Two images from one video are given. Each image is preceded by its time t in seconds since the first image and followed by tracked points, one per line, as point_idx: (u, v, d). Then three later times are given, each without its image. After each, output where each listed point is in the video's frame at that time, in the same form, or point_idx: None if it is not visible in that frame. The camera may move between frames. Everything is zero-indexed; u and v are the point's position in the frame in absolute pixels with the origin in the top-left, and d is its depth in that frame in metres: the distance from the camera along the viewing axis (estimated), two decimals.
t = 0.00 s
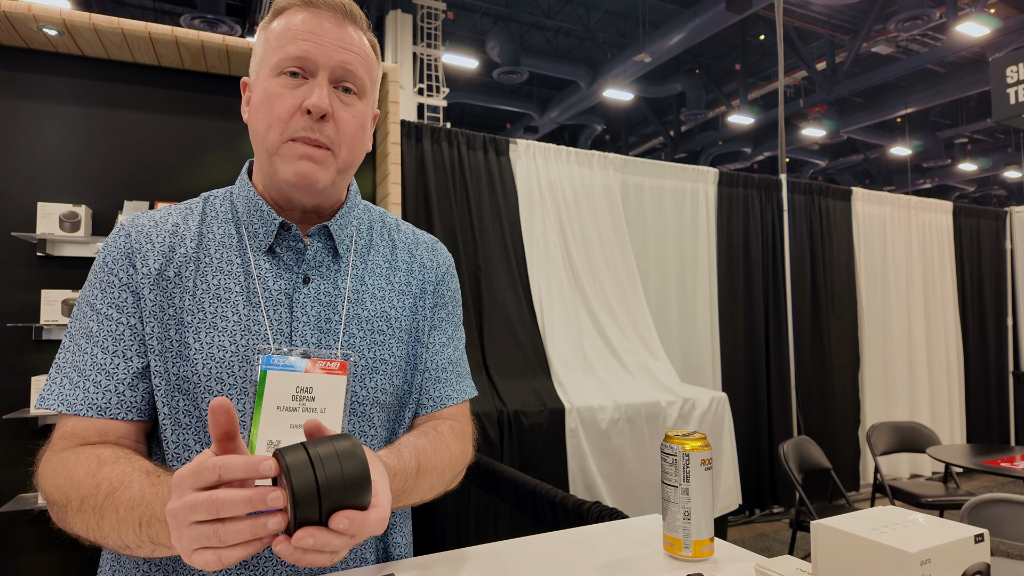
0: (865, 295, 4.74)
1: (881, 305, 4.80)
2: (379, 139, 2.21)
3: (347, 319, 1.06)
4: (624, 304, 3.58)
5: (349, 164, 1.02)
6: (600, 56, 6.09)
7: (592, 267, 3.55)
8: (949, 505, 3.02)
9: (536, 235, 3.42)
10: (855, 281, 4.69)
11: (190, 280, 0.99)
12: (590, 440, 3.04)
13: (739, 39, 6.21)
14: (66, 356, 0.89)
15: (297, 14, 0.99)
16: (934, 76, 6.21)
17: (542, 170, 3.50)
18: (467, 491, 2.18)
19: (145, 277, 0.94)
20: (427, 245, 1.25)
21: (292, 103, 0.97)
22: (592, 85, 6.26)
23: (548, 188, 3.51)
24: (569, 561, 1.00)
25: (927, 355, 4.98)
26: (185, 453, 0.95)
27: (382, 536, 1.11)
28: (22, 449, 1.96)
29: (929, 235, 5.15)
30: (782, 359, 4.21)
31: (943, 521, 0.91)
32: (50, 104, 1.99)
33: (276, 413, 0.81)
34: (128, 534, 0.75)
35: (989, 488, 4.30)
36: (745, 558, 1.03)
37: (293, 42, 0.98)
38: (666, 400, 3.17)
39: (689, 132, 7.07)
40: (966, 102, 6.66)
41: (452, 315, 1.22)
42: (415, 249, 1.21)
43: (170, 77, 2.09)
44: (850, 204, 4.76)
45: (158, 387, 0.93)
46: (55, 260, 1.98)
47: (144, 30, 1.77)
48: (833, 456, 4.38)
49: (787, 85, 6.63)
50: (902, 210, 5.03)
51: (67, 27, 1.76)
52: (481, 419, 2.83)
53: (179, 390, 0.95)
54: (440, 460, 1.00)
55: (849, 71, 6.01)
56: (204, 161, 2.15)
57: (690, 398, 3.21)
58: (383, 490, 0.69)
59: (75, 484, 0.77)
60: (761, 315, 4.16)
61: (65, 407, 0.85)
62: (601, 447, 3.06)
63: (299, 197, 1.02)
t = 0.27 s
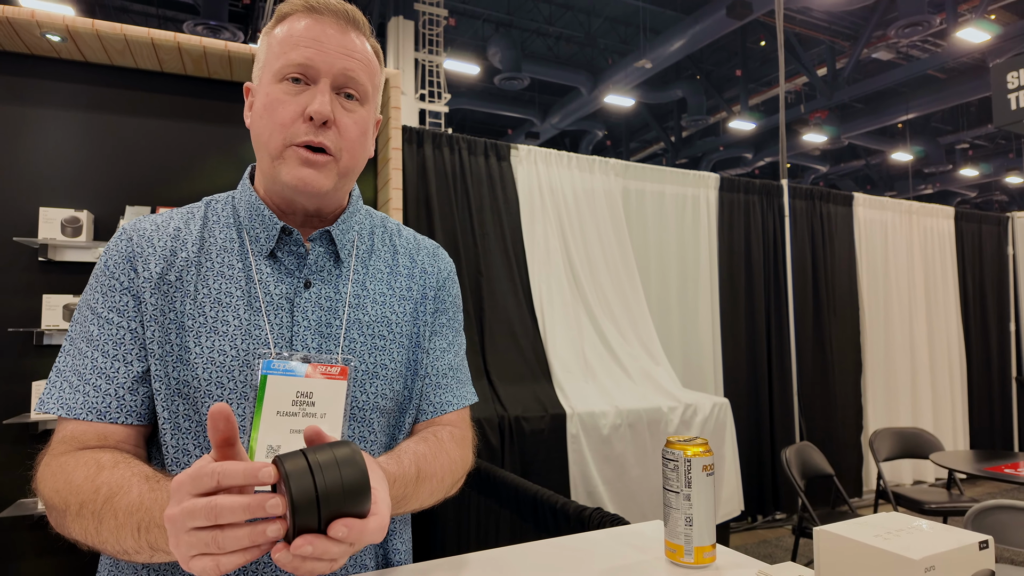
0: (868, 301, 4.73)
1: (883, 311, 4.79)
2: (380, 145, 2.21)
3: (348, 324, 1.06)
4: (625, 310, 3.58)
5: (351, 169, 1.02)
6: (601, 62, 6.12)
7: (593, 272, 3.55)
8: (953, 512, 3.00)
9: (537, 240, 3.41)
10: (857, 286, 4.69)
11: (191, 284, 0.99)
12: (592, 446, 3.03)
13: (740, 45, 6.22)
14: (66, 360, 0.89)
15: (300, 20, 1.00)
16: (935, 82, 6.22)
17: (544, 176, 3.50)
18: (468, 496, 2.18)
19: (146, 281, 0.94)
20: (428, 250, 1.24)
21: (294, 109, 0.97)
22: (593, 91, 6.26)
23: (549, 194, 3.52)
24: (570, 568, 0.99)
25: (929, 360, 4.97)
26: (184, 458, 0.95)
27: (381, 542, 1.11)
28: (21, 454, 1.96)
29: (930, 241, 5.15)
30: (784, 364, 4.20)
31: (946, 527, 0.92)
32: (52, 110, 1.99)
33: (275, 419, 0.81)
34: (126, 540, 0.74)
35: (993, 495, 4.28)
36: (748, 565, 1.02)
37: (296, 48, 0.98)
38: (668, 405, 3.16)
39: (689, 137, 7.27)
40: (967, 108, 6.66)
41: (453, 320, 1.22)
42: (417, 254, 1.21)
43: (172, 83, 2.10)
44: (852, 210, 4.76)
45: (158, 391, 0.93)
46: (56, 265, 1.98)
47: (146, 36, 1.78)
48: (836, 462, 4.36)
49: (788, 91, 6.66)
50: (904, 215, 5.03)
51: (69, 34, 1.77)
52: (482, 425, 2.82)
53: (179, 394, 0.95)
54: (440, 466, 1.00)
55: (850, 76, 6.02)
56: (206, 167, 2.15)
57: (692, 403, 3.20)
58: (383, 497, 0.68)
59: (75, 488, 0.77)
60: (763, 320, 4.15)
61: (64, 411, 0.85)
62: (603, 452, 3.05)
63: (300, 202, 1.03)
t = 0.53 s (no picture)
0: (870, 305, 4.71)
1: (886, 316, 4.77)
2: (382, 149, 2.21)
3: (347, 327, 1.06)
4: (626, 314, 3.57)
5: (349, 172, 1.02)
6: (603, 67, 6.13)
7: (595, 276, 3.55)
8: (957, 518, 2.98)
9: (538, 245, 3.41)
10: (859, 291, 4.68)
11: (189, 288, 0.99)
12: (593, 450, 3.03)
13: (741, 50, 6.23)
14: (63, 364, 0.89)
15: (296, 24, 1.00)
16: (936, 86, 6.22)
17: (545, 180, 3.51)
18: (468, 501, 2.17)
19: (145, 285, 0.94)
20: (428, 254, 1.24)
21: (291, 113, 0.97)
22: (595, 96, 6.29)
23: (551, 198, 3.52)
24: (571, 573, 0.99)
25: (932, 365, 4.95)
26: (181, 462, 0.95)
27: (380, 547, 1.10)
28: (22, 457, 1.96)
29: (933, 245, 5.14)
30: (786, 369, 4.18)
31: (950, 534, 0.93)
32: (55, 114, 2.00)
33: (273, 423, 0.81)
34: (122, 544, 0.74)
35: (997, 500, 4.26)
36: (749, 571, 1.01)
37: (293, 52, 0.98)
38: (670, 410, 3.15)
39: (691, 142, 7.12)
40: (969, 112, 6.66)
41: (452, 324, 1.22)
42: (416, 257, 1.21)
43: (174, 88, 2.11)
44: (854, 214, 4.75)
45: (156, 395, 0.93)
46: (58, 269, 1.99)
47: (149, 41, 1.79)
48: (839, 468, 4.34)
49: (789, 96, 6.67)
50: (906, 220, 5.02)
51: (72, 39, 1.78)
52: (483, 429, 2.81)
53: (177, 398, 0.95)
54: (439, 471, 0.99)
55: (851, 81, 6.03)
56: (208, 171, 2.16)
57: (693, 408, 3.20)
58: (380, 500, 0.67)
59: (71, 493, 0.77)
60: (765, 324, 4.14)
61: (61, 415, 0.84)
62: (605, 457, 3.04)
63: (299, 206, 1.03)
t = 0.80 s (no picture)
0: (872, 309, 4.70)
1: (888, 320, 4.76)
2: (383, 153, 2.20)
3: (346, 331, 1.06)
4: (627, 317, 3.57)
5: (348, 171, 1.01)
6: (604, 72, 6.14)
7: (596, 280, 3.54)
8: (960, 523, 2.96)
9: (539, 248, 3.41)
10: (861, 295, 4.66)
11: (187, 292, 0.98)
12: (595, 455, 3.01)
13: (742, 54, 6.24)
14: (57, 368, 0.88)
15: (294, 26, 1.00)
16: (938, 90, 6.22)
17: (546, 184, 3.51)
18: (469, 506, 2.16)
19: (142, 288, 0.94)
20: (428, 257, 1.24)
21: (290, 114, 0.98)
22: (597, 101, 6.30)
23: (552, 202, 3.52)
24: None
25: (935, 369, 4.93)
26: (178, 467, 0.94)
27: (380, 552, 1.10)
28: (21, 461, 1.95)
29: (934, 249, 5.13)
30: (788, 373, 4.16)
31: (954, 540, 0.93)
32: (58, 119, 2.01)
33: (272, 427, 0.81)
34: (100, 536, 0.73)
35: (1001, 505, 4.23)
36: None
37: (291, 54, 0.99)
38: (671, 414, 3.14)
39: (692, 146, 7.25)
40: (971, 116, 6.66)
41: (453, 328, 1.21)
42: (416, 261, 1.21)
43: (176, 92, 2.11)
44: (855, 218, 4.75)
45: (153, 399, 0.93)
46: (59, 273, 1.99)
47: (150, 45, 1.79)
48: (841, 472, 4.32)
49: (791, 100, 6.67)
50: (908, 224, 5.01)
51: (75, 43, 1.78)
52: (484, 433, 2.80)
53: (174, 402, 0.95)
54: (440, 476, 0.99)
55: (852, 85, 6.03)
56: (209, 175, 2.16)
57: (695, 412, 3.19)
58: (381, 516, 0.66)
59: (53, 485, 0.76)
60: (767, 328, 4.12)
61: (52, 419, 0.84)
62: (606, 462, 3.03)
63: (298, 208, 1.03)
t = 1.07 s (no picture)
0: (875, 312, 4.68)
1: (891, 323, 4.74)
2: (384, 156, 2.20)
3: (347, 332, 1.05)
4: (629, 320, 3.56)
5: (361, 172, 1.03)
6: (606, 76, 6.15)
7: (597, 283, 3.54)
8: (964, 527, 2.94)
9: (541, 251, 3.41)
10: (863, 298, 4.65)
11: (183, 292, 0.98)
12: (596, 458, 3.00)
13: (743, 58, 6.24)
14: (48, 365, 0.88)
15: (302, 29, 1.00)
16: (939, 93, 6.22)
17: (547, 186, 3.51)
18: (470, 510, 2.15)
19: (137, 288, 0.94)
20: (431, 259, 1.24)
21: (306, 115, 0.97)
22: (598, 104, 6.29)
23: (553, 205, 3.51)
24: None
25: (938, 373, 4.91)
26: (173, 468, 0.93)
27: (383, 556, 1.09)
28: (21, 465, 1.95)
29: (937, 252, 5.11)
30: (790, 377, 4.15)
31: (958, 545, 0.93)
32: (59, 121, 2.01)
33: (272, 426, 0.82)
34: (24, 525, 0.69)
35: (1005, 510, 4.21)
36: None
37: (304, 56, 0.99)
38: (673, 417, 3.13)
39: (694, 149, 7.28)
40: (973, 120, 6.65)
41: (455, 330, 1.21)
42: (417, 262, 1.20)
43: (178, 96, 2.12)
44: (857, 221, 4.74)
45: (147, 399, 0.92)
46: (60, 276, 1.99)
47: (152, 48, 1.80)
48: (844, 476, 4.30)
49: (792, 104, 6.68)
50: (910, 227, 5.00)
51: (76, 47, 1.79)
52: (485, 436, 2.80)
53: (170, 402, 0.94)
54: (452, 478, 0.99)
55: (853, 89, 6.03)
56: (210, 178, 2.16)
57: (697, 416, 3.18)
58: (398, 529, 0.64)
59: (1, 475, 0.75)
60: (769, 331, 4.11)
61: (30, 416, 0.83)
62: (607, 465, 3.02)
63: (310, 209, 1.02)
